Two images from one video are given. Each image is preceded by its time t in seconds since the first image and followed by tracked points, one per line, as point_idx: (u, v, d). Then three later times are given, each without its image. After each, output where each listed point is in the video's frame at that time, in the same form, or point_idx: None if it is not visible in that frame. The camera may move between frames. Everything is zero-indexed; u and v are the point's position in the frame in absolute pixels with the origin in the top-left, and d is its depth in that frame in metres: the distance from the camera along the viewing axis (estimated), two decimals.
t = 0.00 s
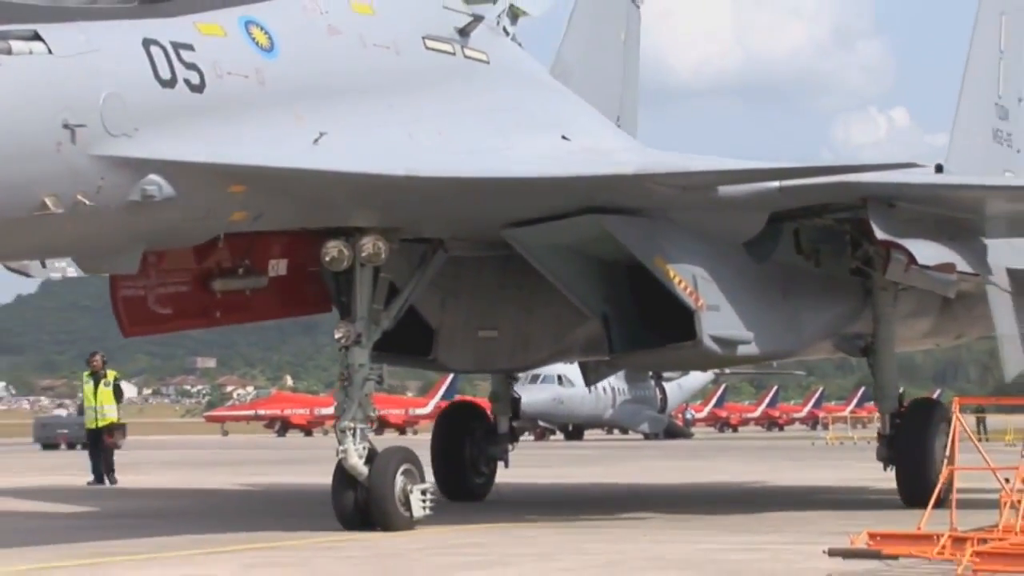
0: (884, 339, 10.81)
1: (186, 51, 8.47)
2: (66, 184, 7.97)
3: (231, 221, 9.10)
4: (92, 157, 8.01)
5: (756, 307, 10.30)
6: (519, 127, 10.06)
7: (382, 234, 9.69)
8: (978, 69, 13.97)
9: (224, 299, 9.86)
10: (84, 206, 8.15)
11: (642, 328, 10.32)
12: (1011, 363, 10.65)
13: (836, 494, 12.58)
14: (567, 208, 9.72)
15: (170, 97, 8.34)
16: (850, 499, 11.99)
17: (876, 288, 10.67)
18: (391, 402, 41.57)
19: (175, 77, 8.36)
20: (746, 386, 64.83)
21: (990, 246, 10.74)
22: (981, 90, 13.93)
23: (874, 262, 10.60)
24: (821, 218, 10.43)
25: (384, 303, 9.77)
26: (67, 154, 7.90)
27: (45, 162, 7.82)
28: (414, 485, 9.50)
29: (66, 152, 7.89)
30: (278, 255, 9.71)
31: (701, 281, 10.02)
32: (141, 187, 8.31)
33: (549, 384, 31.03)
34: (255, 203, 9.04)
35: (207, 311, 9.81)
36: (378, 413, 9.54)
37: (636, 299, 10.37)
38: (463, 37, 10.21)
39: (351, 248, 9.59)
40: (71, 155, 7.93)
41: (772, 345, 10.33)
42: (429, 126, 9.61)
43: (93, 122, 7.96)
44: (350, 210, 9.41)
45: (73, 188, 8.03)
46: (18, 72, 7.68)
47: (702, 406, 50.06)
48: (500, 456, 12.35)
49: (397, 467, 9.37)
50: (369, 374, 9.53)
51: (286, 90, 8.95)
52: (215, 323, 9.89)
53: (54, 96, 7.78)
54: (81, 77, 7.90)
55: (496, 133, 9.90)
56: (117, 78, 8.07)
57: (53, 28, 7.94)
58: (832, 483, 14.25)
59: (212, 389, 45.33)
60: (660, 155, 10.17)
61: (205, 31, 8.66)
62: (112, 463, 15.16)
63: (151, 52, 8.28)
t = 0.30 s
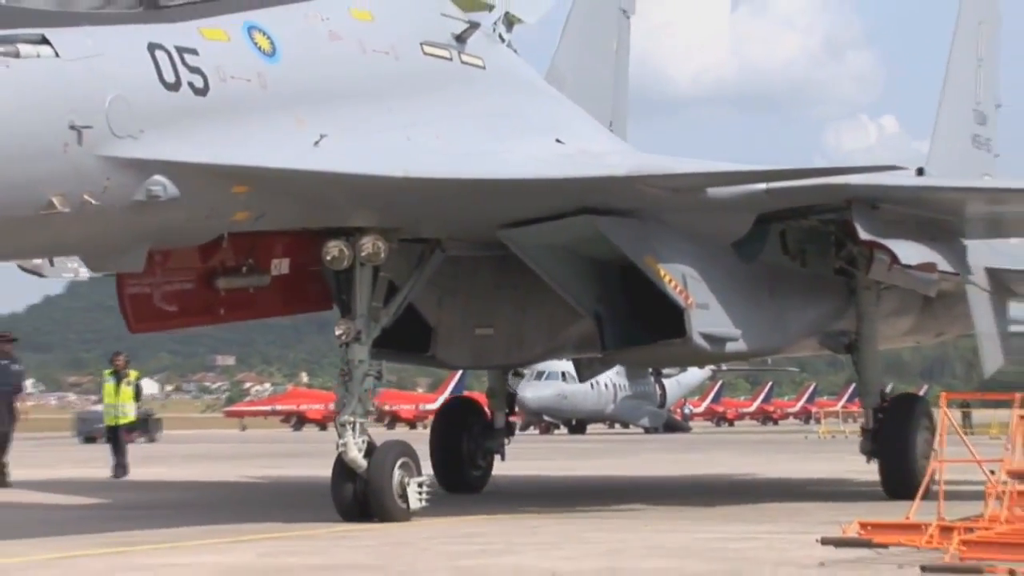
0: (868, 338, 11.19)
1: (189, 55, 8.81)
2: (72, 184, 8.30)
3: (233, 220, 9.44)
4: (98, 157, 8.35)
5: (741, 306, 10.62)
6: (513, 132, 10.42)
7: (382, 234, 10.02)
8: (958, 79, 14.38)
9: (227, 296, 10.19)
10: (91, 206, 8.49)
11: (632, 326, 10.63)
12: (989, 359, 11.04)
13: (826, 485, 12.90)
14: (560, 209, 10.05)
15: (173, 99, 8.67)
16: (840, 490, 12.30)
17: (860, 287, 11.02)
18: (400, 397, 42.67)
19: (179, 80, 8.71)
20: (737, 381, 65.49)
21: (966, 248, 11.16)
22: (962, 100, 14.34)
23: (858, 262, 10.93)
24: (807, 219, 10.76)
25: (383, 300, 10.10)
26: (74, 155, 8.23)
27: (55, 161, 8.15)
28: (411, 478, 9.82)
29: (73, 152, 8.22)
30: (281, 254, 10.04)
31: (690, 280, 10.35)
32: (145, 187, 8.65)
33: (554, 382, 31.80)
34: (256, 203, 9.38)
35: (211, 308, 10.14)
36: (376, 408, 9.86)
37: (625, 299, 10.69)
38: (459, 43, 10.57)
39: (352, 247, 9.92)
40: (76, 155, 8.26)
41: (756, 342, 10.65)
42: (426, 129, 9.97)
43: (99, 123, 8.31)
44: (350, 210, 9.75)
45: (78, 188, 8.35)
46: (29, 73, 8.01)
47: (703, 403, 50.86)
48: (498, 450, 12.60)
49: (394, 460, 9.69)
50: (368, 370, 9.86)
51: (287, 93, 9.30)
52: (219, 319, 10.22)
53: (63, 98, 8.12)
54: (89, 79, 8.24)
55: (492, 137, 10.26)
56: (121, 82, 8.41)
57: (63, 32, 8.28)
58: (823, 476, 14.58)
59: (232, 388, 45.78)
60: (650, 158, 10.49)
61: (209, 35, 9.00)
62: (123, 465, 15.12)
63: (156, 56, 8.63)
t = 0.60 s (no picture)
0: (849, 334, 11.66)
1: (197, 64, 9.25)
2: (86, 187, 8.70)
3: (240, 222, 9.88)
4: (111, 162, 8.77)
5: (727, 303, 11.08)
6: (508, 138, 10.90)
7: (384, 235, 10.48)
8: (934, 92, 14.95)
9: (236, 296, 10.65)
10: (102, 208, 8.91)
11: (622, 323, 11.09)
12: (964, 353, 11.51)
13: (808, 475, 13.38)
14: (552, 211, 10.50)
15: (180, 106, 9.11)
16: (821, 480, 12.78)
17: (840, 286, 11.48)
18: (415, 391, 44.72)
19: (188, 88, 9.15)
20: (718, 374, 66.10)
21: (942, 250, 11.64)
22: (937, 112, 14.91)
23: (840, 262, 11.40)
24: (790, 220, 11.23)
25: (384, 299, 10.54)
26: (87, 159, 8.64)
27: (70, 166, 8.57)
28: (411, 468, 10.26)
29: (86, 158, 8.63)
30: (286, 254, 10.50)
31: (678, 279, 10.79)
32: (155, 190, 9.08)
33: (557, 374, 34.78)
34: (262, 205, 9.82)
35: (219, 308, 10.57)
36: (377, 402, 10.31)
37: (615, 297, 11.15)
38: (456, 54, 11.03)
39: (355, 248, 10.38)
40: (88, 159, 8.67)
41: (740, 338, 11.11)
42: (424, 135, 10.43)
43: (111, 129, 8.73)
44: (354, 212, 10.21)
45: (91, 191, 8.75)
46: (44, 82, 8.44)
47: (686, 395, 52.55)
48: (496, 442, 13.11)
49: (396, 450, 10.12)
50: (370, 365, 10.31)
51: (291, 101, 9.75)
52: (228, 318, 10.65)
53: (76, 105, 8.54)
54: (100, 87, 8.67)
55: (487, 144, 10.73)
56: (130, 89, 8.83)
57: (72, 43, 8.72)
58: (806, 467, 15.11)
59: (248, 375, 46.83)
60: (639, 163, 10.96)
61: (217, 46, 9.44)
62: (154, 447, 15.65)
63: (164, 65, 9.07)
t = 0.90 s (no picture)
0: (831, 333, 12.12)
1: (203, 73, 9.62)
2: (91, 189, 9.10)
3: (244, 223, 10.27)
4: (118, 166, 9.17)
5: (713, 303, 11.50)
6: (503, 146, 11.31)
7: (385, 236, 10.88)
8: (915, 101, 15.46)
9: (241, 294, 11.07)
10: (109, 211, 9.32)
11: (613, 320, 11.51)
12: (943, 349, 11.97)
13: (792, 466, 13.82)
14: (546, 214, 10.91)
15: (186, 113, 9.49)
16: (804, 470, 13.22)
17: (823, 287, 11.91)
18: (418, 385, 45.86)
19: (192, 96, 9.51)
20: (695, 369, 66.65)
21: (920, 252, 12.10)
22: (918, 120, 15.41)
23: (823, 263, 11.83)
24: (775, 223, 11.66)
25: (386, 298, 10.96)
26: (94, 164, 9.04)
27: (79, 171, 8.96)
28: (412, 459, 10.66)
29: (94, 162, 9.03)
30: (291, 256, 10.89)
31: (667, 280, 11.20)
32: (160, 194, 9.50)
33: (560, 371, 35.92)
34: (266, 208, 10.22)
35: (225, 305, 11.01)
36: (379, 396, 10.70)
37: (606, 295, 11.56)
38: (455, 64, 11.45)
39: (357, 249, 10.78)
40: (93, 162, 9.03)
41: (726, 336, 11.53)
42: (422, 142, 10.84)
43: (119, 135, 9.12)
44: (356, 215, 10.59)
45: (96, 194, 9.15)
46: (57, 91, 8.81)
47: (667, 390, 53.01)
48: (497, 434, 13.67)
49: (397, 442, 10.51)
50: (372, 361, 10.71)
51: (293, 109, 10.14)
52: (233, 315, 11.10)
53: (87, 112, 8.93)
54: (109, 95, 9.05)
55: (482, 150, 11.14)
56: (137, 96, 9.20)
57: (83, 53, 9.05)
58: (791, 457, 15.55)
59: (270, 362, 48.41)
60: (630, 168, 11.37)
61: (223, 56, 9.81)
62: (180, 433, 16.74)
63: (172, 74, 9.43)
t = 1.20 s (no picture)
0: (815, 332, 12.55)
1: (207, 82, 10.03)
2: (98, 191, 9.42)
3: (250, 227, 10.67)
4: (124, 171, 9.51)
5: (702, 303, 11.91)
6: (499, 153, 11.74)
7: (387, 239, 11.28)
8: (897, 110, 15.91)
9: (249, 293, 11.48)
10: (116, 213, 9.64)
11: (606, 320, 11.92)
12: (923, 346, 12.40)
13: (778, 458, 14.26)
14: (542, 218, 11.32)
15: (191, 120, 9.88)
16: (791, 461, 13.66)
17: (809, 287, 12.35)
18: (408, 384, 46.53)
19: (197, 104, 9.92)
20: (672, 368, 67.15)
21: (901, 254, 12.54)
22: (900, 129, 15.86)
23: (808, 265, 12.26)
24: (762, 224, 12.08)
25: (387, 298, 11.36)
26: (101, 167, 9.38)
27: (86, 174, 9.30)
28: (413, 451, 11.06)
29: (100, 166, 9.37)
30: (297, 258, 11.28)
31: (658, 280, 11.61)
32: (167, 197, 9.83)
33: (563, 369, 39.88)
34: (270, 212, 10.61)
35: (232, 304, 11.41)
36: (381, 391, 11.09)
37: (599, 296, 11.98)
38: (453, 75, 11.88)
39: (359, 252, 11.18)
40: (101, 166, 9.39)
41: (714, 335, 11.95)
42: (421, 148, 11.26)
43: (123, 141, 9.47)
44: (359, 218, 11.00)
45: (103, 196, 9.47)
46: (62, 98, 9.18)
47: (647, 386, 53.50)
48: (498, 428, 14.22)
49: (399, 434, 10.91)
50: (374, 358, 11.09)
51: (295, 117, 10.55)
52: (240, 314, 11.50)
53: (90, 119, 9.27)
54: (112, 102, 9.42)
55: (480, 156, 11.56)
56: (142, 104, 9.59)
57: (89, 64, 9.45)
58: (777, 451, 15.98)
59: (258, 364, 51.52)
60: (622, 173, 11.78)
61: (227, 66, 10.22)
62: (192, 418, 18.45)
63: (177, 83, 9.83)
